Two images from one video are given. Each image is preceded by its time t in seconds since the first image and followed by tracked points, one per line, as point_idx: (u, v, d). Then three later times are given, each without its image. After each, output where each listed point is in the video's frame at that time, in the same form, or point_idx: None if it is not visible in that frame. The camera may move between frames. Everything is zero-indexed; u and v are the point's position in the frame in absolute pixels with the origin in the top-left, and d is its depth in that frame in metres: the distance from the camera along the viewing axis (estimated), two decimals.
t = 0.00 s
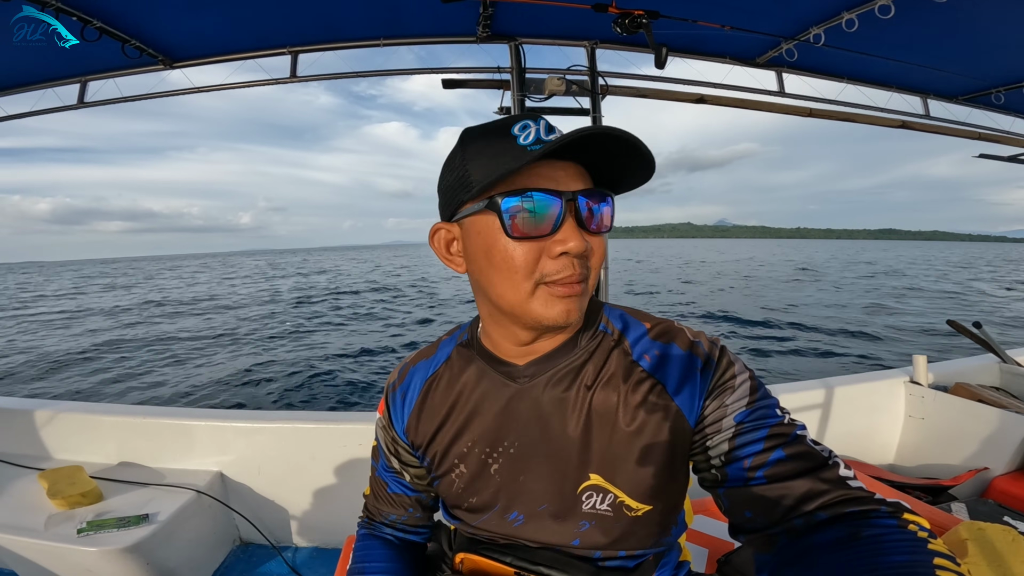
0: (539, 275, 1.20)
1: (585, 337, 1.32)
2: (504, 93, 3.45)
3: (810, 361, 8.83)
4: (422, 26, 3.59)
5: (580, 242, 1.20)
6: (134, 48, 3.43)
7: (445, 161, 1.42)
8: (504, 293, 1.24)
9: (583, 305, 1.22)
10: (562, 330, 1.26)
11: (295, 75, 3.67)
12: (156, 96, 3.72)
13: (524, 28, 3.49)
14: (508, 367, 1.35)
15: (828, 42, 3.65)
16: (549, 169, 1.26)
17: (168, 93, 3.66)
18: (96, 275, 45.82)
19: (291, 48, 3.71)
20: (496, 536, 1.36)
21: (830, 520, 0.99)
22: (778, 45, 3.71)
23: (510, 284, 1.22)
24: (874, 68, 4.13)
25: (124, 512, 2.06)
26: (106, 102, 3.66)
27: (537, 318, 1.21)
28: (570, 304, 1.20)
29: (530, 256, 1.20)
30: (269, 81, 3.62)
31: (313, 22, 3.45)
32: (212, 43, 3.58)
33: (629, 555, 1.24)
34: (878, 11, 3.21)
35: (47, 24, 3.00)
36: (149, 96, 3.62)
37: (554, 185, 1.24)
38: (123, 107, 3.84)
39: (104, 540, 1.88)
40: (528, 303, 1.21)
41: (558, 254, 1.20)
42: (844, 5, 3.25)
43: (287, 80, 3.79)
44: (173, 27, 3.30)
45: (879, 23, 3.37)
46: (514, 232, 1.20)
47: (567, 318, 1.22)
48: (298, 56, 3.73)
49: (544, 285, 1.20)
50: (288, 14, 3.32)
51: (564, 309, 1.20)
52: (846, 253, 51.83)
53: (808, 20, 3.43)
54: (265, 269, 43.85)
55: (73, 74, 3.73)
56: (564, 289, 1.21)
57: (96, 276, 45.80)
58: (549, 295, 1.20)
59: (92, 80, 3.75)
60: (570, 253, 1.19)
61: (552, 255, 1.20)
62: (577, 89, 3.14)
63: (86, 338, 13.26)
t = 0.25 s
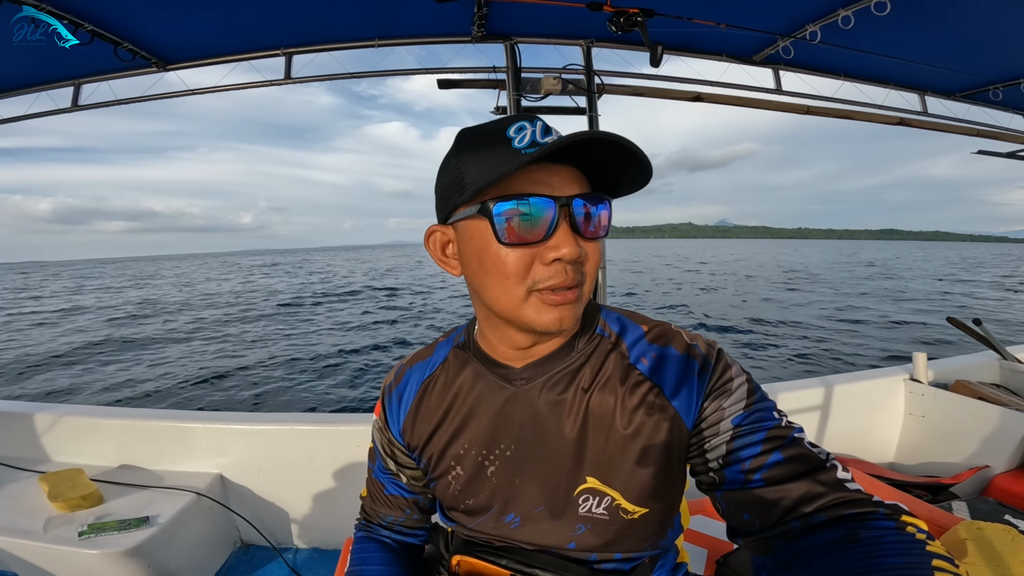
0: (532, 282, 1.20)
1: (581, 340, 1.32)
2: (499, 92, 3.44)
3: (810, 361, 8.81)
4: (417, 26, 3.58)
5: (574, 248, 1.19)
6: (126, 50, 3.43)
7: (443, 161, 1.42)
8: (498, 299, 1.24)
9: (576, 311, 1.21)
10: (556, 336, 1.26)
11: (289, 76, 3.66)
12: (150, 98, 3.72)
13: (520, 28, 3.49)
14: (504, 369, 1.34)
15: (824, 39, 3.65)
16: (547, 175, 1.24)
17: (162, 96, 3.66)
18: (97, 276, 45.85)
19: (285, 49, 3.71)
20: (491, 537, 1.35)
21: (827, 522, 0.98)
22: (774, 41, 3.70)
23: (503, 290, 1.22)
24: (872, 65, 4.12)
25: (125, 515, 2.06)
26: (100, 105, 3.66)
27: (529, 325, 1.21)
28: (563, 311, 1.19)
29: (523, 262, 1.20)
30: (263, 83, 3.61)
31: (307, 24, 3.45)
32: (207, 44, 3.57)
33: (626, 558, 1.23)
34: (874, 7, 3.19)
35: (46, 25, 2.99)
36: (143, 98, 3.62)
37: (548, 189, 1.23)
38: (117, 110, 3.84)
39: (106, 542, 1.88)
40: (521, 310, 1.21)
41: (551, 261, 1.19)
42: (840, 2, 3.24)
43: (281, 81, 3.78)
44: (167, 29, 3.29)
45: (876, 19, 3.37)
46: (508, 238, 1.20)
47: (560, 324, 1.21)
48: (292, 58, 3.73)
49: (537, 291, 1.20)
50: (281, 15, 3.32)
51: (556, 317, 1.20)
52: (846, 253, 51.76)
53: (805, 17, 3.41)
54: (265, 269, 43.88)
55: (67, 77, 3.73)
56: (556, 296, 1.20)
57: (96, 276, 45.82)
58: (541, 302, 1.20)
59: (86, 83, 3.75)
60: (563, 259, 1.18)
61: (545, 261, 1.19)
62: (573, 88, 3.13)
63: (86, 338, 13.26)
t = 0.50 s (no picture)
0: (530, 279, 1.19)
1: (581, 340, 1.32)
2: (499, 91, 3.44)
3: (810, 361, 8.80)
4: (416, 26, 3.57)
5: (573, 245, 1.19)
6: (124, 50, 3.43)
7: (441, 160, 1.42)
8: (496, 297, 1.24)
9: (574, 309, 1.21)
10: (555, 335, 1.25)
11: (287, 76, 3.66)
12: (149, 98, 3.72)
13: (519, 27, 3.49)
14: (503, 369, 1.34)
15: (824, 38, 3.64)
16: (544, 173, 1.24)
17: (161, 96, 3.66)
18: (98, 275, 45.92)
19: (283, 49, 3.71)
20: (491, 537, 1.35)
21: (827, 522, 0.98)
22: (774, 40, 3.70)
23: (501, 288, 1.22)
24: (872, 64, 4.11)
25: (123, 516, 2.06)
26: (98, 105, 3.67)
27: (528, 323, 1.21)
28: (561, 308, 1.19)
29: (521, 260, 1.19)
30: (262, 82, 3.61)
31: (305, 23, 3.45)
32: (206, 44, 3.58)
33: (625, 557, 1.23)
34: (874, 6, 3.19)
35: (46, 25, 2.99)
36: (141, 98, 3.62)
37: (546, 186, 1.23)
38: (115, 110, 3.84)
39: (104, 543, 1.87)
40: (519, 308, 1.21)
41: (549, 259, 1.18)
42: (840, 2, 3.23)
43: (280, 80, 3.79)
44: (165, 29, 3.30)
45: (876, 18, 3.36)
46: (505, 235, 1.20)
47: (558, 322, 1.21)
48: (291, 57, 3.74)
49: (535, 289, 1.20)
50: (278, 14, 3.32)
51: (553, 317, 1.20)
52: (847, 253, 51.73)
53: (804, 16, 3.41)
54: (265, 269, 43.92)
55: (66, 77, 3.73)
56: (553, 293, 1.20)
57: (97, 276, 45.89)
58: (538, 301, 1.20)
59: (84, 83, 3.76)
60: (562, 256, 1.18)
61: (543, 258, 1.19)
62: (572, 88, 3.13)
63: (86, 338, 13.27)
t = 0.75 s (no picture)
0: (511, 281, 1.20)
1: (579, 341, 1.31)
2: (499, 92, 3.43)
3: (810, 361, 8.79)
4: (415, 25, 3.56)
5: (554, 247, 1.19)
6: (124, 49, 3.42)
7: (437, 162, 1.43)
8: (481, 298, 1.26)
9: (557, 311, 1.21)
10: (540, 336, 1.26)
11: (287, 76, 3.66)
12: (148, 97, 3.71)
13: (519, 27, 3.48)
14: (502, 370, 1.33)
15: (825, 39, 3.63)
16: (538, 173, 1.24)
17: (160, 95, 3.65)
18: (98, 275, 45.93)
19: (283, 49, 3.71)
20: (489, 539, 1.34)
21: (828, 524, 0.97)
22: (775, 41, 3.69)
23: (485, 289, 1.24)
24: (872, 66, 4.10)
25: (119, 517, 2.05)
26: (97, 104, 3.66)
27: (509, 323, 1.22)
28: (542, 310, 1.20)
29: (503, 262, 1.21)
30: (262, 82, 3.61)
31: (305, 23, 3.44)
32: (203, 44, 3.57)
33: (624, 560, 1.22)
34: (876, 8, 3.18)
35: (46, 25, 2.99)
36: (140, 97, 3.61)
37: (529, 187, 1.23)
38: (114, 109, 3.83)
39: (98, 544, 1.87)
40: (501, 308, 1.22)
41: (530, 261, 1.19)
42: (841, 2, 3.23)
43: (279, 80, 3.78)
44: (165, 29, 3.30)
45: (876, 19, 3.35)
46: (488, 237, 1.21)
47: (541, 323, 1.21)
48: (291, 57, 3.73)
49: (515, 290, 1.21)
50: (278, 14, 3.31)
51: (535, 318, 1.20)
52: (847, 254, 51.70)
53: (806, 17, 3.40)
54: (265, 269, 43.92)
55: (64, 76, 3.73)
56: (535, 295, 1.20)
57: (97, 275, 45.91)
58: (520, 301, 1.20)
59: (84, 82, 3.75)
60: (542, 258, 1.19)
61: (524, 260, 1.19)
62: (573, 88, 3.13)
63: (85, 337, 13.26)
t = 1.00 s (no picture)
0: (493, 282, 1.24)
1: (575, 342, 1.32)
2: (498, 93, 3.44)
3: (810, 361, 8.79)
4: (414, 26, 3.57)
5: (534, 248, 1.22)
6: (127, 48, 3.43)
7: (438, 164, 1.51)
8: (466, 299, 1.31)
9: (539, 312, 1.23)
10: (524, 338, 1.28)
11: (288, 75, 3.66)
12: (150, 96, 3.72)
13: (518, 29, 3.49)
14: (497, 370, 1.34)
15: (823, 42, 3.64)
16: (530, 173, 1.29)
17: (162, 94, 3.66)
18: (99, 273, 45.99)
19: (284, 49, 3.72)
20: (484, 536, 1.35)
21: (820, 523, 0.98)
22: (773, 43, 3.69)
23: (469, 290, 1.28)
24: (871, 68, 4.10)
25: (115, 514, 2.07)
26: (99, 102, 3.67)
27: (492, 324, 1.26)
28: (522, 310, 1.22)
29: (485, 263, 1.25)
30: (263, 82, 3.62)
31: (305, 23, 3.45)
32: (203, 43, 3.57)
33: (617, 558, 1.23)
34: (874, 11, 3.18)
35: (46, 25, 3.01)
36: (142, 97, 3.62)
37: (509, 189, 1.27)
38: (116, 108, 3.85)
39: (94, 540, 1.88)
40: (484, 308, 1.26)
41: (511, 262, 1.22)
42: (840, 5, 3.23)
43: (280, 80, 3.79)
44: (166, 28, 3.31)
45: (874, 22, 3.36)
46: (470, 239, 1.26)
47: (523, 325, 1.24)
48: (292, 57, 3.74)
49: (498, 291, 1.24)
50: (278, 15, 3.33)
51: (516, 318, 1.23)
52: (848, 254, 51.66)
53: (804, 19, 3.40)
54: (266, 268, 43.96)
55: (67, 75, 3.74)
56: (517, 296, 1.23)
57: (98, 274, 45.97)
58: (502, 302, 1.23)
59: (86, 80, 3.77)
60: (521, 260, 1.21)
61: (505, 261, 1.23)
62: (572, 90, 3.14)
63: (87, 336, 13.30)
